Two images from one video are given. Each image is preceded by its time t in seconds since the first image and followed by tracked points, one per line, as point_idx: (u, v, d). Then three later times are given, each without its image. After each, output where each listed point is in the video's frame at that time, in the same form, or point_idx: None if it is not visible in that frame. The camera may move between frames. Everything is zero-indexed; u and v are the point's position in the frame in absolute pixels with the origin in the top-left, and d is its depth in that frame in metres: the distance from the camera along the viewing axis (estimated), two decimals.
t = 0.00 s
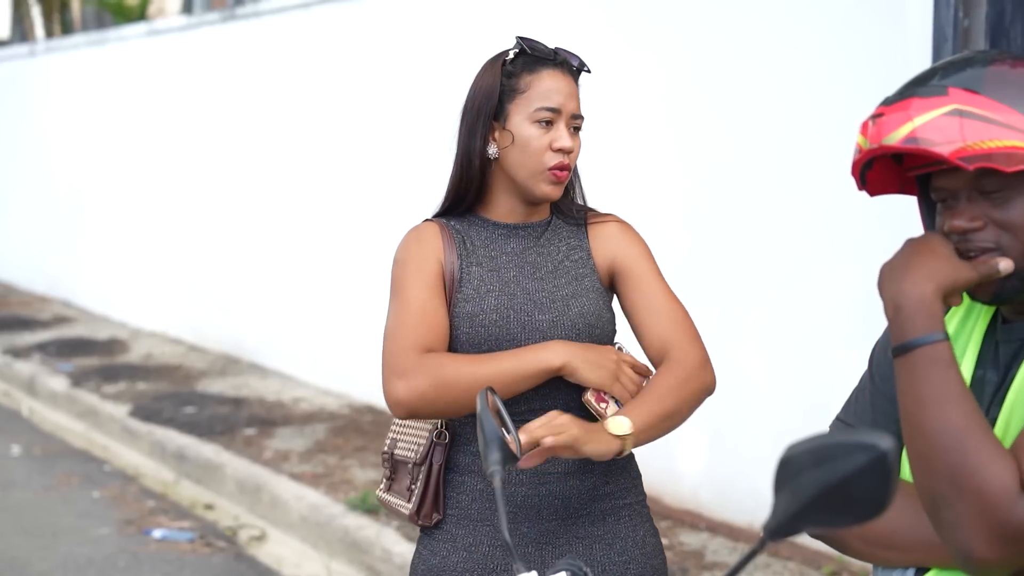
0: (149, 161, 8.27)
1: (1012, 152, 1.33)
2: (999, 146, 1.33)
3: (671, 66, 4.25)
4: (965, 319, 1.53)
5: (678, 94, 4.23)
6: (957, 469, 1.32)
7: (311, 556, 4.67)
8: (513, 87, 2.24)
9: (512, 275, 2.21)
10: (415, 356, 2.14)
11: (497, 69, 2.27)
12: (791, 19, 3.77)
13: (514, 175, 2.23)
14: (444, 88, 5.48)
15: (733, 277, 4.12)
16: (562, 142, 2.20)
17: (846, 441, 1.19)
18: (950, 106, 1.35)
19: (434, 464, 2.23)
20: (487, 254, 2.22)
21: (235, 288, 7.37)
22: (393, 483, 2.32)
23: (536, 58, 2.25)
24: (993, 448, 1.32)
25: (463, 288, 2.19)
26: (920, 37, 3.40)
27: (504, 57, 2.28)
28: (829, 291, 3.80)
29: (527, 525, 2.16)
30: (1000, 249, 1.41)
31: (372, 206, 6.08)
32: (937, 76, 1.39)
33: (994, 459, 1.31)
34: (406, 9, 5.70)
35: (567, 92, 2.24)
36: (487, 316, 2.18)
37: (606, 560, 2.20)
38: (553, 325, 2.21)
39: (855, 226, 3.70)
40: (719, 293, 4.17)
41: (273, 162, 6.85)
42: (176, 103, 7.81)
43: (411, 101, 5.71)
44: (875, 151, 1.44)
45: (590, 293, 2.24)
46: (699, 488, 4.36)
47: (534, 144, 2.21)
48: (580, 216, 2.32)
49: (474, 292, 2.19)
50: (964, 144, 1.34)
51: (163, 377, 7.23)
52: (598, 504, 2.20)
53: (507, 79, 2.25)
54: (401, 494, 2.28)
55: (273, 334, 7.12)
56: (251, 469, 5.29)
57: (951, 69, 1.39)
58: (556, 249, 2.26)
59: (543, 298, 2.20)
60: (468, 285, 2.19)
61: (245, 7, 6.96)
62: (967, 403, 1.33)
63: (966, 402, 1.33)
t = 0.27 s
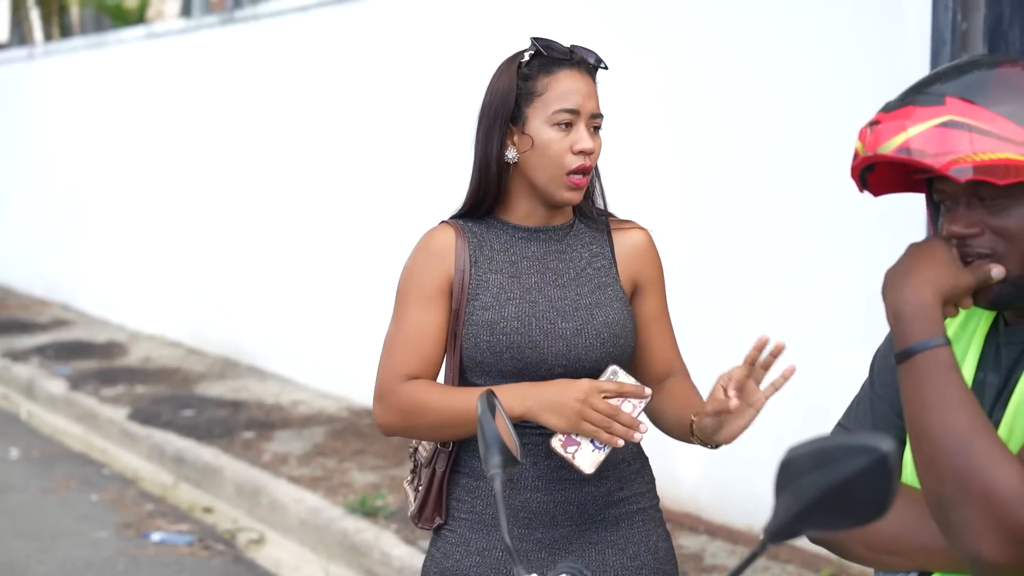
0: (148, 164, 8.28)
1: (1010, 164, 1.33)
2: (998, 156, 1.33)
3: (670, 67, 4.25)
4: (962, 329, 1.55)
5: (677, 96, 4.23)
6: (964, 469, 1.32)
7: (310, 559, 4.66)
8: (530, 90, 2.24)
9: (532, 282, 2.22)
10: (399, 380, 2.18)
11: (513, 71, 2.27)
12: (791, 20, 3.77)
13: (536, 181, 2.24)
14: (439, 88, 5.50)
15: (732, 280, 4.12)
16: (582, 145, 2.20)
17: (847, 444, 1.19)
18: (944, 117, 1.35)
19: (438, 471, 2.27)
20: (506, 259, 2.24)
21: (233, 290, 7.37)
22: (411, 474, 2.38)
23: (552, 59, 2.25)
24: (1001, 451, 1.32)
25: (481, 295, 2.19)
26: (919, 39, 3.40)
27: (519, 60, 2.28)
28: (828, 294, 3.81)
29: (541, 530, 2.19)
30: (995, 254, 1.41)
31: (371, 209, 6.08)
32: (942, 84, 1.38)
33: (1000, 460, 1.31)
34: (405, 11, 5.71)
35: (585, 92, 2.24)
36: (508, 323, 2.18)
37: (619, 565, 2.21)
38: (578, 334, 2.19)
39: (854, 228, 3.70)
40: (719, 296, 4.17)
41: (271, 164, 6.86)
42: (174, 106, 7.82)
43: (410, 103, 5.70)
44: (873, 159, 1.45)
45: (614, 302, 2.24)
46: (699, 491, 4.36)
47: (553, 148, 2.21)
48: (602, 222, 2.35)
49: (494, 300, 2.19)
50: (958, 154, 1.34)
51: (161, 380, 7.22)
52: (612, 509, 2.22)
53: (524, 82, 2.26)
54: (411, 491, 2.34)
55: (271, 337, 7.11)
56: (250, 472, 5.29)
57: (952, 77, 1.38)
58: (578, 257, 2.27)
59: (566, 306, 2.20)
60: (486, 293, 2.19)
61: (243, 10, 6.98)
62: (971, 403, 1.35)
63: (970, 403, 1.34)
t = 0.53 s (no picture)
0: (141, 166, 8.26)
1: (953, 176, 1.36)
2: (940, 167, 1.36)
3: (664, 70, 4.25)
4: (952, 334, 1.56)
5: (671, 99, 4.23)
6: (946, 476, 1.33)
7: (304, 561, 4.66)
8: (536, 89, 2.25)
9: (546, 287, 2.23)
10: (415, 390, 2.20)
11: (519, 71, 2.28)
12: (785, 23, 3.78)
13: (551, 181, 2.24)
14: (433, 90, 5.50)
15: (725, 283, 4.13)
16: (593, 139, 2.21)
17: (834, 442, 1.20)
18: (896, 121, 1.39)
19: (450, 475, 2.28)
20: (518, 264, 2.24)
21: (227, 292, 7.36)
22: (409, 475, 2.40)
23: (558, 57, 2.26)
24: (986, 457, 1.32)
25: (496, 301, 2.19)
26: (912, 43, 3.41)
27: (524, 59, 2.29)
28: (821, 297, 3.81)
29: (552, 534, 2.19)
30: (954, 256, 1.45)
31: (365, 211, 6.07)
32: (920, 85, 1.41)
33: (983, 466, 1.32)
34: (399, 13, 5.70)
35: (592, 88, 2.25)
36: (527, 330, 2.18)
37: (626, 566, 2.23)
38: (594, 341, 2.21)
39: (847, 230, 3.71)
40: (712, 299, 4.18)
41: (265, 166, 6.85)
42: (168, 108, 7.80)
43: (406, 105, 5.69)
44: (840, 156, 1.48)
45: (626, 309, 2.27)
46: (693, 492, 4.36)
47: (563, 144, 2.21)
48: (610, 228, 2.39)
49: (510, 306, 2.19)
50: (901, 161, 1.38)
51: (155, 382, 7.21)
52: (621, 511, 2.24)
53: (531, 81, 2.26)
54: (412, 495, 2.36)
55: (265, 338, 7.10)
56: (243, 475, 5.28)
57: (938, 76, 1.41)
58: (589, 262, 2.30)
59: (582, 312, 2.22)
60: (501, 299, 2.19)
61: (237, 12, 6.97)
62: (952, 411, 1.35)
63: (950, 409, 1.35)
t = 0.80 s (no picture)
0: (130, 166, 8.23)
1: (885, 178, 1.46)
2: (872, 168, 1.46)
3: (654, 70, 4.26)
4: (942, 335, 1.59)
5: (661, 100, 4.24)
6: (928, 479, 1.36)
7: (293, 562, 4.65)
8: (531, 91, 2.26)
9: (545, 284, 2.24)
10: (396, 387, 2.21)
11: (515, 73, 2.29)
12: (773, 24, 3.79)
13: (547, 183, 2.24)
14: (422, 90, 5.50)
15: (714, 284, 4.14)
16: (588, 143, 2.22)
17: (815, 437, 1.21)
18: (849, 118, 1.49)
19: (443, 475, 2.29)
20: (517, 262, 2.24)
21: (217, 293, 7.34)
22: (398, 476, 2.40)
23: (554, 59, 2.27)
24: (967, 458, 1.36)
25: (496, 300, 2.19)
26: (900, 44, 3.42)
27: (521, 60, 2.30)
28: (809, 297, 3.83)
29: (553, 535, 2.19)
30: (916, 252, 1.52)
31: (355, 211, 6.06)
32: (902, 80, 1.48)
33: (963, 467, 1.35)
34: (388, 13, 5.69)
35: (588, 90, 2.26)
36: (529, 327, 2.19)
37: (625, 565, 2.24)
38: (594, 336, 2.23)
39: (835, 231, 3.72)
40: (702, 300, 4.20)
41: (254, 167, 6.83)
42: (157, 108, 7.77)
43: (396, 105, 5.68)
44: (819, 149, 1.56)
45: (624, 304, 2.29)
46: (683, 492, 4.38)
47: (558, 148, 2.22)
48: (602, 227, 2.42)
49: (511, 305, 2.19)
50: (842, 158, 1.49)
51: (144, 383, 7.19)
52: (618, 510, 2.25)
53: (526, 83, 2.27)
54: (402, 499, 2.35)
55: (254, 339, 7.09)
56: (232, 476, 5.27)
57: (938, 69, 1.46)
58: (586, 259, 2.31)
59: (581, 308, 2.23)
60: (501, 297, 2.20)
61: (226, 12, 6.94)
62: (936, 414, 1.39)
63: (935, 413, 1.39)
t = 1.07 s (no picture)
0: (123, 167, 8.22)
1: (880, 175, 1.48)
2: (867, 164, 1.48)
3: (646, 71, 4.28)
4: (940, 337, 1.62)
5: (654, 101, 4.25)
6: (921, 479, 1.38)
7: (285, 563, 4.65)
8: (532, 99, 2.26)
9: (533, 286, 2.24)
10: (388, 396, 2.22)
11: (518, 79, 2.28)
12: (766, 26, 3.80)
13: (541, 190, 2.25)
14: (415, 91, 5.51)
15: (707, 285, 4.16)
16: (585, 154, 2.21)
17: (809, 435, 1.23)
18: (848, 114, 1.50)
19: (432, 477, 2.29)
20: (505, 265, 2.25)
21: (210, 293, 7.34)
22: (399, 475, 2.41)
23: (558, 67, 2.26)
24: (960, 461, 1.37)
25: (482, 303, 2.20)
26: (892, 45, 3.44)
27: (524, 65, 2.29)
28: (801, 296, 3.85)
29: (545, 535, 2.20)
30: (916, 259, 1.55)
31: (347, 212, 6.07)
32: (903, 78, 1.49)
33: (956, 470, 1.36)
34: (381, 14, 5.69)
35: (590, 102, 2.25)
36: (517, 330, 2.19)
37: (618, 565, 2.25)
38: (582, 338, 2.23)
39: (827, 232, 3.73)
40: (694, 300, 4.21)
41: (247, 168, 6.82)
42: (150, 108, 7.77)
43: (389, 105, 5.69)
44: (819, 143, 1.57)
45: (613, 307, 2.29)
46: (676, 492, 4.40)
47: (555, 158, 2.22)
48: (593, 227, 2.43)
49: (498, 307, 2.20)
50: (839, 152, 1.50)
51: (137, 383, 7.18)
52: (611, 510, 2.26)
53: (528, 90, 2.27)
54: (399, 498, 2.37)
55: (247, 340, 7.09)
56: (225, 476, 5.27)
57: (938, 67, 1.48)
58: (575, 261, 2.32)
59: (569, 311, 2.24)
60: (488, 299, 2.21)
61: (218, 13, 6.94)
62: (928, 416, 1.40)
63: (927, 416, 1.40)
